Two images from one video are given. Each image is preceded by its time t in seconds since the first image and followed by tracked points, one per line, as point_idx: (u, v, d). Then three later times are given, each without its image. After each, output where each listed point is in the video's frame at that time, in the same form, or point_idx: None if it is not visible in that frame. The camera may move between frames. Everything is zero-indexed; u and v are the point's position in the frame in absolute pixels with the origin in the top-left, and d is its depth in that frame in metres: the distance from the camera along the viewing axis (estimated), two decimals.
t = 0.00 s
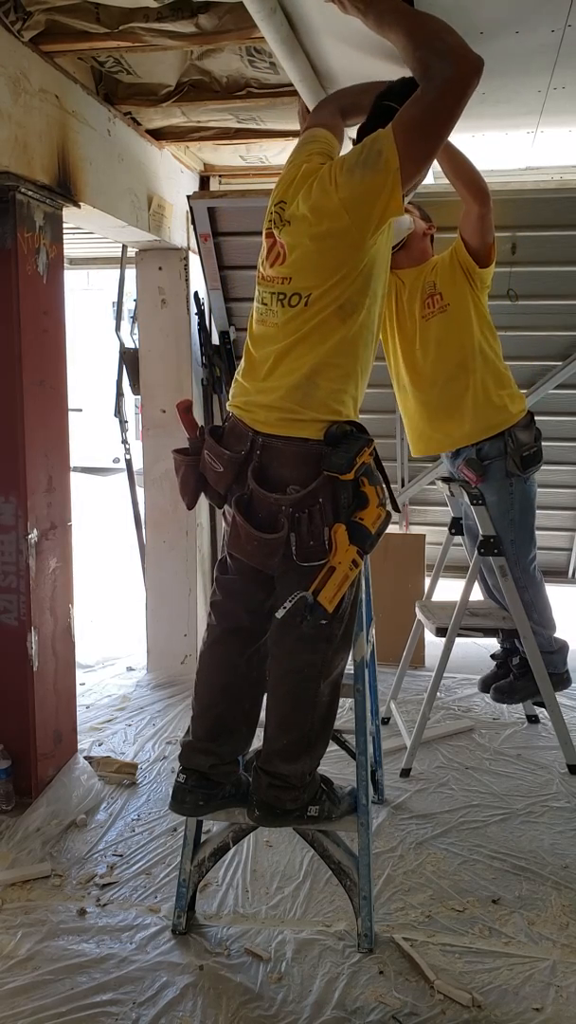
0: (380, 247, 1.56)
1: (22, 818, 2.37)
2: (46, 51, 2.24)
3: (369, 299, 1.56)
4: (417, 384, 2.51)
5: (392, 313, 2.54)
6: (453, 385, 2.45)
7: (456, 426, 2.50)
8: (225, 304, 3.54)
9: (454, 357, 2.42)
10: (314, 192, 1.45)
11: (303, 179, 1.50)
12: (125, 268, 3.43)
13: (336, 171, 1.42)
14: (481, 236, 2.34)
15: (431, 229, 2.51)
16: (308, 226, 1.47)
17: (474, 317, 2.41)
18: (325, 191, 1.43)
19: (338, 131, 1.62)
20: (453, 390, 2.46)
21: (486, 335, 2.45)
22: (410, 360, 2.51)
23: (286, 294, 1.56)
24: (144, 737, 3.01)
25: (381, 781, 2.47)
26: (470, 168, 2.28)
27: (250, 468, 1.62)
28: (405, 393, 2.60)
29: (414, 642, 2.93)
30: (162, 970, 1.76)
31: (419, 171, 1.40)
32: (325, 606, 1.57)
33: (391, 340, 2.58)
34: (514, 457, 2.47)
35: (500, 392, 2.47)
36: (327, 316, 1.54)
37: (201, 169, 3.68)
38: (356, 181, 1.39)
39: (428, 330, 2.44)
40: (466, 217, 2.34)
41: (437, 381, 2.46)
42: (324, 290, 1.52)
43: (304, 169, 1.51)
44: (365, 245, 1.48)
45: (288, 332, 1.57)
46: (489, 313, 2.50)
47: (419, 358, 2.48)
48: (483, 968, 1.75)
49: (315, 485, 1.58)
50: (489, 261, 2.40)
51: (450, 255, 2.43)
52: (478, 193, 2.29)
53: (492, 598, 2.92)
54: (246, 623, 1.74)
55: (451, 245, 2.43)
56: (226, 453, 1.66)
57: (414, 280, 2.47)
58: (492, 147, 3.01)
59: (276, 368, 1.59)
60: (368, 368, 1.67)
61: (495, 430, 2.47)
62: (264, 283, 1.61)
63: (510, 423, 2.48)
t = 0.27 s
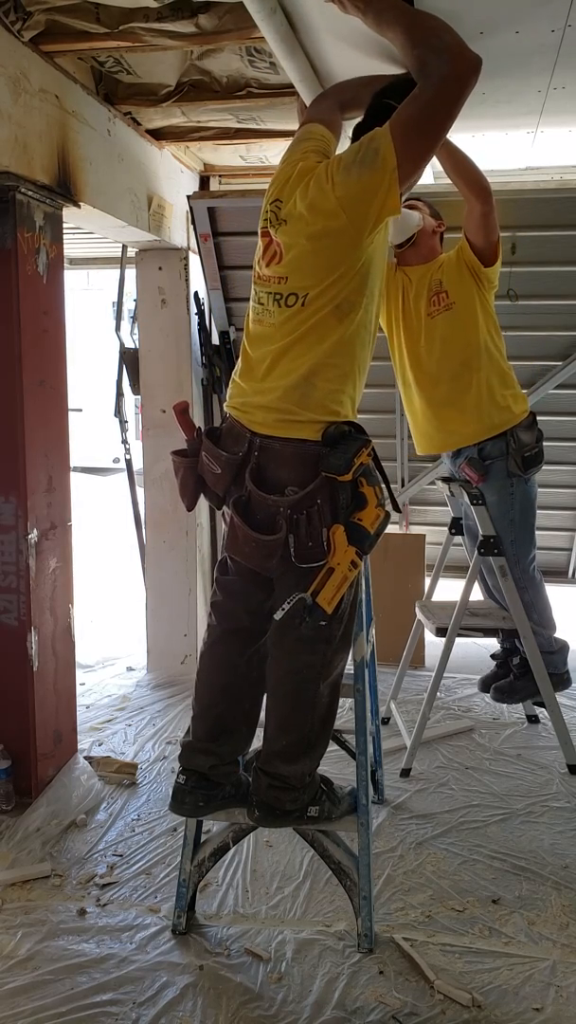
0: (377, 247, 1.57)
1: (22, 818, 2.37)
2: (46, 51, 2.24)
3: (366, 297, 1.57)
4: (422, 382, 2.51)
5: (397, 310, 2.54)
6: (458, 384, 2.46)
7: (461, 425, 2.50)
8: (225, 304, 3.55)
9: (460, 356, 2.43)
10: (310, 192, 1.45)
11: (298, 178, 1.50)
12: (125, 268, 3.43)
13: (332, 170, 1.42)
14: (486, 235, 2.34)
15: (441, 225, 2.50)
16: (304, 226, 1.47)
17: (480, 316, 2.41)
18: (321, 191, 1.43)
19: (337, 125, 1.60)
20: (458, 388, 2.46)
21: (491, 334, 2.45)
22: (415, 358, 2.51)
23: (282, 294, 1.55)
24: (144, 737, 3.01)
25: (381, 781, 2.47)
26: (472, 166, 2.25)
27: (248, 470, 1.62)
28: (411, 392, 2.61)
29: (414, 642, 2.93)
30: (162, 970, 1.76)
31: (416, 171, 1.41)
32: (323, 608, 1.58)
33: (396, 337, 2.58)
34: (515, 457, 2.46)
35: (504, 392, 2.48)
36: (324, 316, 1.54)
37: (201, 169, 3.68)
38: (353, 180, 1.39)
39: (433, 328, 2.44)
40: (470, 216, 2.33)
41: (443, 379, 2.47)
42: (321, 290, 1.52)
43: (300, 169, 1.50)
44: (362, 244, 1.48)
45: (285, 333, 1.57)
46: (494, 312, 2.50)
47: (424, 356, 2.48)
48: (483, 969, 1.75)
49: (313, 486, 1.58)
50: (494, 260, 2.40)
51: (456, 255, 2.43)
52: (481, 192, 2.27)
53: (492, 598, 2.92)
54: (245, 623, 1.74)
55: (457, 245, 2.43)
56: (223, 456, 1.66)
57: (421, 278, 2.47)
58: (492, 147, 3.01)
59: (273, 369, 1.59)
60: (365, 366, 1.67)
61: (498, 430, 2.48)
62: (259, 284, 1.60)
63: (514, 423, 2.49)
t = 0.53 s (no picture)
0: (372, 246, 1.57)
1: (23, 818, 2.37)
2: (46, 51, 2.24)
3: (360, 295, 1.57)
4: (426, 381, 2.52)
5: (402, 308, 2.55)
6: (461, 383, 2.46)
7: (464, 425, 2.50)
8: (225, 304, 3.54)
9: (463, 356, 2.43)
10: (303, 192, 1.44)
11: (291, 178, 1.49)
12: (125, 268, 3.43)
13: (324, 170, 1.41)
14: (491, 234, 2.33)
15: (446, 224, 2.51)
16: (297, 226, 1.47)
17: (484, 316, 2.42)
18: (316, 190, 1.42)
19: (331, 128, 1.62)
20: (463, 387, 2.46)
21: (494, 335, 2.45)
22: (418, 355, 2.52)
23: (276, 296, 1.56)
24: (144, 737, 3.01)
25: (381, 781, 2.47)
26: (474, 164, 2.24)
27: (245, 473, 1.62)
28: (414, 393, 2.61)
29: (414, 642, 2.93)
30: (162, 970, 1.75)
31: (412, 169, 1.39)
32: (323, 610, 1.58)
33: (399, 336, 2.58)
34: (515, 457, 2.45)
35: (507, 393, 2.48)
36: (319, 317, 1.54)
37: (201, 169, 3.68)
38: (345, 180, 1.39)
39: (437, 327, 2.45)
40: (472, 216, 2.32)
41: (446, 378, 2.47)
42: (315, 290, 1.52)
43: (291, 169, 1.50)
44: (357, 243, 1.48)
45: (281, 333, 1.57)
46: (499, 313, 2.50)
47: (428, 354, 2.49)
48: (483, 969, 1.75)
49: (311, 487, 1.57)
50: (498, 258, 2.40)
51: (461, 255, 2.43)
52: (485, 192, 2.26)
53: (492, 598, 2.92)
54: (245, 624, 1.74)
55: (462, 245, 2.43)
56: (220, 459, 1.66)
57: (426, 278, 2.48)
58: (492, 147, 3.01)
59: (269, 371, 1.59)
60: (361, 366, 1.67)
61: (499, 430, 2.48)
62: (255, 285, 1.61)
63: (515, 423, 2.49)
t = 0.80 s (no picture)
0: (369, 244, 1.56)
1: (23, 818, 2.37)
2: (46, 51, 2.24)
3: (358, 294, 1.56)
4: (426, 381, 2.52)
5: (402, 308, 2.54)
6: (460, 384, 2.46)
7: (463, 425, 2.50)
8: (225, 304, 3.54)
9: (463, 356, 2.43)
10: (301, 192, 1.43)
11: (286, 178, 1.48)
12: (125, 268, 3.43)
13: (322, 169, 1.40)
14: (491, 234, 2.33)
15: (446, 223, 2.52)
16: (294, 226, 1.46)
17: (484, 317, 2.42)
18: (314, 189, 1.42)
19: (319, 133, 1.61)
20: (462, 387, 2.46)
21: (494, 335, 2.45)
22: (418, 355, 2.52)
23: (273, 298, 1.55)
24: (144, 737, 3.01)
25: (381, 781, 2.47)
26: (473, 163, 2.23)
27: (244, 476, 1.62)
28: (414, 392, 2.61)
29: (414, 642, 2.93)
30: (162, 970, 1.76)
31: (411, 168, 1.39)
32: (322, 613, 1.54)
33: (400, 336, 2.58)
34: (515, 457, 2.45)
35: (506, 393, 2.48)
36: (317, 318, 1.53)
37: (201, 169, 3.68)
38: (342, 180, 1.38)
39: (437, 327, 2.45)
40: (472, 216, 2.32)
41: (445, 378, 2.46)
42: (314, 291, 1.51)
43: (287, 168, 1.49)
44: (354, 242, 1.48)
45: (279, 335, 1.57)
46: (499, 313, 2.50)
47: (428, 353, 2.49)
48: (483, 969, 1.75)
49: (310, 490, 1.58)
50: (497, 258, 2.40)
51: (461, 255, 2.43)
52: (485, 192, 2.26)
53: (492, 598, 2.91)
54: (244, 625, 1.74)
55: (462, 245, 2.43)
56: (219, 462, 1.66)
57: (426, 278, 2.48)
58: (493, 147, 3.01)
59: (267, 373, 1.59)
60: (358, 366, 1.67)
61: (499, 431, 2.48)
62: (252, 287, 1.60)
63: (514, 423, 2.49)
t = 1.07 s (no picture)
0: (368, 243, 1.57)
1: (23, 818, 2.37)
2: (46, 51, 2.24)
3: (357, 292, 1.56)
4: (425, 381, 2.52)
5: (402, 308, 2.54)
6: (459, 384, 2.45)
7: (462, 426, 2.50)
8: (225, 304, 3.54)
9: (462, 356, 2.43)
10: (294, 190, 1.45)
11: (278, 179, 1.51)
12: (125, 268, 3.43)
13: (319, 166, 1.41)
14: (490, 234, 2.32)
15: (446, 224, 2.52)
16: (291, 224, 1.47)
17: (483, 317, 2.42)
18: (308, 187, 1.43)
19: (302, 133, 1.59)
20: (461, 387, 2.46)
21: (493, 335, 2.45)
22: (418, 355, 2.52)
23: (273, 299, 1.55)
24: (144, 737, 3.01)
25: (381, 781, 2.47)
26: (471, 163, 2.23)
27: (245, 482, 1.62)
28: (413, 393, 2.61)
29: (414, 642, 2.93)
30: (162, 970, 1.76)
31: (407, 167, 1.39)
32: (325, 619, 1.56)
33: (399, 337, 2.58)
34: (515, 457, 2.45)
35: (505, 393, 2.48)
36: (316, 319, 1.53)
37: (201, 169, 3.68)
38: (339, 176, 1.39)
39: (437, 328, 2.45)
40: (472, 216, 2.31)
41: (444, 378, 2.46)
42: (313, 291, 1.51)
43: (283, 169, 1.51)
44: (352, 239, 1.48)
45: (279, 338, 1.56)
46: (498, 314, 2.50)
47: (427, 354, 2.49)
48: (483, 969, 1.75)
49: (312, 495, 1.57)
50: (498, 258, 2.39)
51: (461, 255, 2.42)
52: (484, 192, 2.25)
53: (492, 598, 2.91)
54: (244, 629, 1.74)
55: (461, 245, 2.43)
56: (219, 468, 1.65)
57: (426, 278, 2.48)
58: (492, 147, 3.01)
59: (267, 376, 1.59)
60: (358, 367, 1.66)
61: (498, 431, 2.48)
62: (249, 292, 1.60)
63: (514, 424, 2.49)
